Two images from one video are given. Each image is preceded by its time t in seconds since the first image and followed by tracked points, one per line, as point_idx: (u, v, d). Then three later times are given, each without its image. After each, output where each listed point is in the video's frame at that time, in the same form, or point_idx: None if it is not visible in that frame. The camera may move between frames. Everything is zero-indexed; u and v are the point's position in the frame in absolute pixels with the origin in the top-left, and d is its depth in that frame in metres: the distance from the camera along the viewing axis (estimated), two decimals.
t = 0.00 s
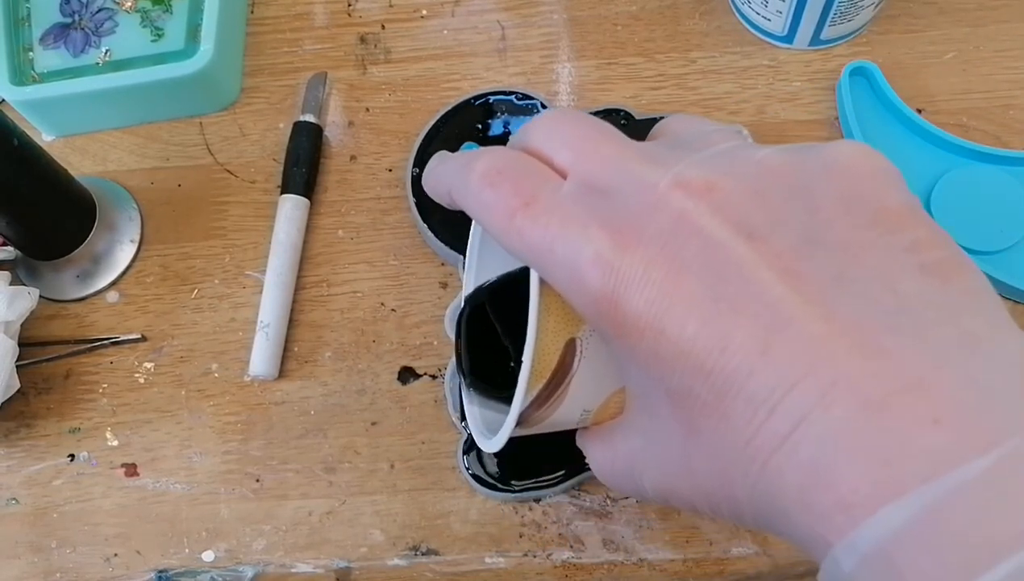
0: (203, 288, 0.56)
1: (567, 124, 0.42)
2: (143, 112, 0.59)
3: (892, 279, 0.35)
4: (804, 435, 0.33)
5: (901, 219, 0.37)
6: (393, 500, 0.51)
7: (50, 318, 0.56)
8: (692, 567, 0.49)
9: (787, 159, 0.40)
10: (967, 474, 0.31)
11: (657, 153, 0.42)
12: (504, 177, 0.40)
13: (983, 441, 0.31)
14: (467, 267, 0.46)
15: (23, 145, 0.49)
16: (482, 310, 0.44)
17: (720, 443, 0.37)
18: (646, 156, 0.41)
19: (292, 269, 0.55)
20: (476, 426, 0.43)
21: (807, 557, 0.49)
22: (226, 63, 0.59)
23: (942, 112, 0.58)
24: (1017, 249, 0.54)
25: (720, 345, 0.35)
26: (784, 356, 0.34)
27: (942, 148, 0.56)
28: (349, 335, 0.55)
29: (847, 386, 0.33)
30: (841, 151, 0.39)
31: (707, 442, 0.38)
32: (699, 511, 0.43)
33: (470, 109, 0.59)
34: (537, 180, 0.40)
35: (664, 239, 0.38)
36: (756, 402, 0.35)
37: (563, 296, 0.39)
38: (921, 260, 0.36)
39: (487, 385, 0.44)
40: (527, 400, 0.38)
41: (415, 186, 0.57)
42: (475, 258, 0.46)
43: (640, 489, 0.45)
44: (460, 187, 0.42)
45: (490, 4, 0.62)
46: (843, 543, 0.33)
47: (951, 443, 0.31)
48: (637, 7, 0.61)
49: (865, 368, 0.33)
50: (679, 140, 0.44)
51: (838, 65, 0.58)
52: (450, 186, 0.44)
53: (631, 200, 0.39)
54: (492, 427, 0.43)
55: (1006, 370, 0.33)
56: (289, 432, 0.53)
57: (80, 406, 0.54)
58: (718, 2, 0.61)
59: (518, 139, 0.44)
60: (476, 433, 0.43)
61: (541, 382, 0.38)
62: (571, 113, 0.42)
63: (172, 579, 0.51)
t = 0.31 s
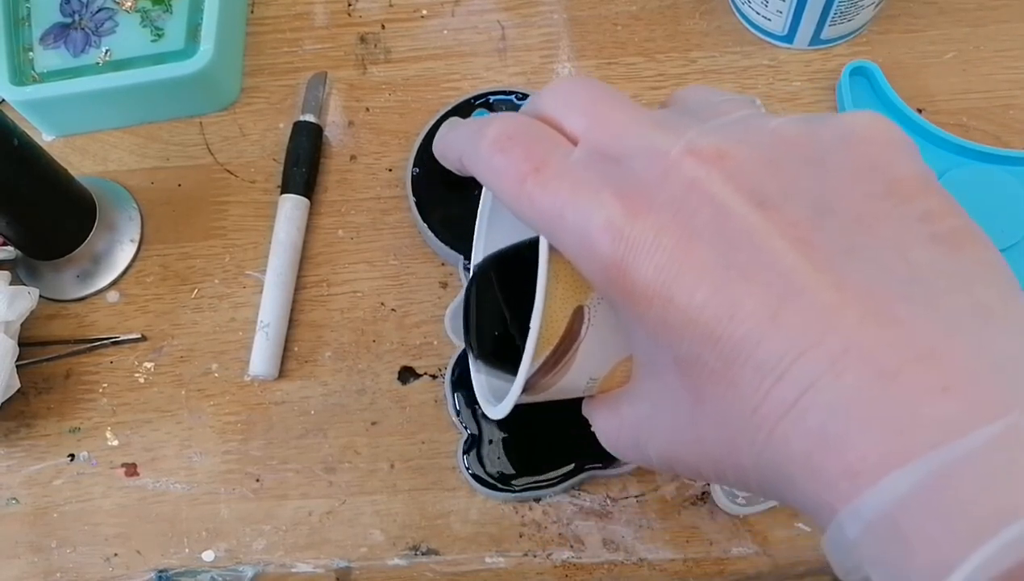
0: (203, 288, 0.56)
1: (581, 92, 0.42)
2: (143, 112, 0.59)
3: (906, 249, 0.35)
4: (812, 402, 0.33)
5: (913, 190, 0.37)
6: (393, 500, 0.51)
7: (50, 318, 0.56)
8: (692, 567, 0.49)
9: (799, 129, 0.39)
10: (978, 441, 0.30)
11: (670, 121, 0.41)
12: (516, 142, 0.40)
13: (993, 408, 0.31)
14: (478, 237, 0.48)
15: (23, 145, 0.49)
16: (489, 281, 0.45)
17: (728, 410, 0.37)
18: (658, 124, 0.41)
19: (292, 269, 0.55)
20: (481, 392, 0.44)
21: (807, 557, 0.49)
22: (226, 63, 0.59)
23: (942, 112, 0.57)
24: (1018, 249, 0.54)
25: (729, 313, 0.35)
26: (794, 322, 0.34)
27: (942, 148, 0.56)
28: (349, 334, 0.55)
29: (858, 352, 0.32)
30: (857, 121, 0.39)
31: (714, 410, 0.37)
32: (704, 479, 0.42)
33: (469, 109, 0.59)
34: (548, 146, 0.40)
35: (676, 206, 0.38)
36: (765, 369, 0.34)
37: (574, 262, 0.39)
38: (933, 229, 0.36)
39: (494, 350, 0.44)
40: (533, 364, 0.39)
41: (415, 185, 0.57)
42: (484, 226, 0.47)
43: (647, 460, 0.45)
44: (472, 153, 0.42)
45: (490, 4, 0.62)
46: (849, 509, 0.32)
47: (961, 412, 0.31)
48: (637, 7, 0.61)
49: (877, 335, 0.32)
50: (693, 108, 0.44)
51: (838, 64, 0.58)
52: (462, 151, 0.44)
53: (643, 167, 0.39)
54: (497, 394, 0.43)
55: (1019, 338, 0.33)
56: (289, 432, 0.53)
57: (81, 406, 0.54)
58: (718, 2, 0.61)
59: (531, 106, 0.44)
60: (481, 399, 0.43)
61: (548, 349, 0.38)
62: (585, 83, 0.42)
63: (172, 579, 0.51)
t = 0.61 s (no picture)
0: (203, 288, 0.56)
1: (568, 45, 0.40)
2: (143, 112, 0.59)
3: (883, 188, 0.34)
4: (792, 347, 0.31)
5: (895, 140, 0.36)
6: (393, 500, 0.51)
7: (51, 318, 0.56)
8: (692, 567, 0.49)
9: (787, 80, 0.38)
10: (951, 378, 0.29)
11: (656, 73, 0.40)
12: (501, 96, 0.39)
13: (967, 347, 0.29)
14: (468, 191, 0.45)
15: (23, 145, 0.49)
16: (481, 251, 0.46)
17: (709, 357, 0.35)
18: (647, 76, 0.39)
19: (292, 269, 0.55)
20: (472, 351, 0.43)
21: (807, 557, 0.49)
22: (226, 63, 0.59)
23: (942, 112, 0.57)
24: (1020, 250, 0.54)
25: (712, 260, 0.33)
26: (777, 267, 0.32)
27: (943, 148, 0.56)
28: (349, 334, 0.55)
29: (839, 296, 0.31)
30: (841, 75, 0.38)
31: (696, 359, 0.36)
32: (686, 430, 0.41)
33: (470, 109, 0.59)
34: (534, 98, 0.38)
35: (661, 154, 0.36)
36: (746, 315, 0.32)
37: (562, 217, 0.37)
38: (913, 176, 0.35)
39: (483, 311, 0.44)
40: (520, 319, 0.38)
41: (415, 185, 0.57)
42: (475, 182, 0.45)
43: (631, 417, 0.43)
44: (458, 109, 0.41)
45: (490, 4, 0.62)
46: (824, 449, 0.30)
47: (940, 350, 0.29)
48: (637, 8, 0.61)
49: (857, 277, 0.31)
50: (684, 62, 0.42)
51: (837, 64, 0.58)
52: (450, 108, 0.42)
53: (626, 115, 0.37)
54: (488, 353, 0.42)
55: (997, 284, 0.31)
56: (289, 432, 0.53)
57: (81, 406, 0.54)
58: (718, 2, 0.61)
59: (521, 62, 0.42)
60: (471, 355, 0.43)
61: (535, 303, 0.37)
62: (573, 36, 0.41)
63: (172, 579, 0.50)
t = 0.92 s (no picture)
0: (203, 287, 0.56)
1: (577, 19, 0.41)
2: (143, 111, 0.59)
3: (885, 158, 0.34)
4: (792, 313, 0.31)
5: (902, 114, 0.36)
6: (393, 500, 0.51)
7: (51, 318, 0.56)
8: (692, 567, 0.49)
9: (792, 53, 0.38)
10: (955, 340, 0.28)
11: (665, 47, 0.40)
12: (509, 69, 0.39)
13: (971, 312, 0.28)
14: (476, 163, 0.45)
15: (23, 145, 0.49)
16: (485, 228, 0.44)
17: (711, 324, 0.35)
18: (653, 48, 0.40)
19: (292, 269, 0.55)
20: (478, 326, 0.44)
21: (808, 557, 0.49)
22: (226, 63, 0.59)
23: (942, 111, 0.57)
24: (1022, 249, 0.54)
25: (714, 228, 0.33)
26: (778, 233, 0.32)
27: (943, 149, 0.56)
28: (349, 334, 0.55)
29: (840, 262, 0.31)
30: (850, 47, 0.38)
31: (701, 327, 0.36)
32: (692, 402, 0.41)
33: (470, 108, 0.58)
34: (543, 71, 0.39)
35: (666, 125, 0.36)
36: (748, 282, 0.33)
37: (567, 189, 0.38)
38: (917, 148, 0.34)
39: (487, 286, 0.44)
40: (526, 291, 0.38)
41: (415, 185, 0.57)
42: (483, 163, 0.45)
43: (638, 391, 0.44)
44: (466, 81, 0.41)
45: (490, 4, 0.62)
46: (823, 414, 0.30)
47: (938, 314, 0.28)
48: (637, 7, 0.61)
49: (857, 244, 0.31)
50: (689, 36, 0.42)
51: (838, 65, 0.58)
52: (456, 81, 0.43)
53: (634, 87, 0.38)
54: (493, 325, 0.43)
55: (1004, 254, 0.31)
56: (289, 432, 0.53)
57: (81, 406, 0.54)
58: (718, 2, 0.61)
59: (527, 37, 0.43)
60: (477, 330, 0.44)
61: (540, 276, 0.38)
62: (579, 10, 0.41)
63: (172, 579, 0.50)
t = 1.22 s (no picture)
0: (203, 287, 0.56)
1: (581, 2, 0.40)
2: (143, 111, 0.59)
3: (886, 141, 0.34)
4: (793, 294, 0.31)
5: (906, 98, 0.36)
6: (393, 500, 0.51)
7: (51, 317, 0.56)
8: (692, 567, 0.49)
9: (797, 37, 0.38)
10: (956, 321, 0.27)
11: (669, 31, 0.40)
12: (514, 50, 0.39)
13: (973, 294, 0.28)
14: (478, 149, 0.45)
15: (23, 145, 0.49)
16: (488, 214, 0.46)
17: (713, 307, 0.35)
18: (656, 31, 0.40)
19: (292, 269, 0.55)
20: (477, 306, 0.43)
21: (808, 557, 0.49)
22: (226, 63, 0.59)
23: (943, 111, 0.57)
24: None
25: (716, 210, 0.34)
26: (779, 215, 0.32)
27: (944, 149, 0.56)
28: (350, 334, 0.55)
29: (841, 244, 0.31)
30: (856, 32, 0.38)
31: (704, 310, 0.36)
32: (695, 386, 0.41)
33: (470, 108, 0.58)
34: (546, 53, 0.39)
35: (670, 108, 0.36)
36: (750, 264, 0.33)
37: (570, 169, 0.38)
38: (921, 132, 0.34)
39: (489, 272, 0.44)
40: (530, 274, 0.38)
41: (415, 185, 0.57)
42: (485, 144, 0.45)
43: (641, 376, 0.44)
44: (469, 63, 0.41)
45: (490, 4, 0.62)
46: (823, 395, 0.30)
47: (940, 296, 0.28)
48: (638, 7, 0.61)
49: (859, 225, 0.31)
50: (690, 19, 0.42)
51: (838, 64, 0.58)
52: (459, 62, 0.42)
53: (639, 70, 0.38)
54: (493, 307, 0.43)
55: (1008, 238, 0.30)
56: (289, 432, 0.53)
57: (81, 406, 0.54)
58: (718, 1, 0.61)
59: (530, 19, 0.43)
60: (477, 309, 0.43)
61: (543, 258, 0.38)
62: None
63: (172, 578, 0.50)
